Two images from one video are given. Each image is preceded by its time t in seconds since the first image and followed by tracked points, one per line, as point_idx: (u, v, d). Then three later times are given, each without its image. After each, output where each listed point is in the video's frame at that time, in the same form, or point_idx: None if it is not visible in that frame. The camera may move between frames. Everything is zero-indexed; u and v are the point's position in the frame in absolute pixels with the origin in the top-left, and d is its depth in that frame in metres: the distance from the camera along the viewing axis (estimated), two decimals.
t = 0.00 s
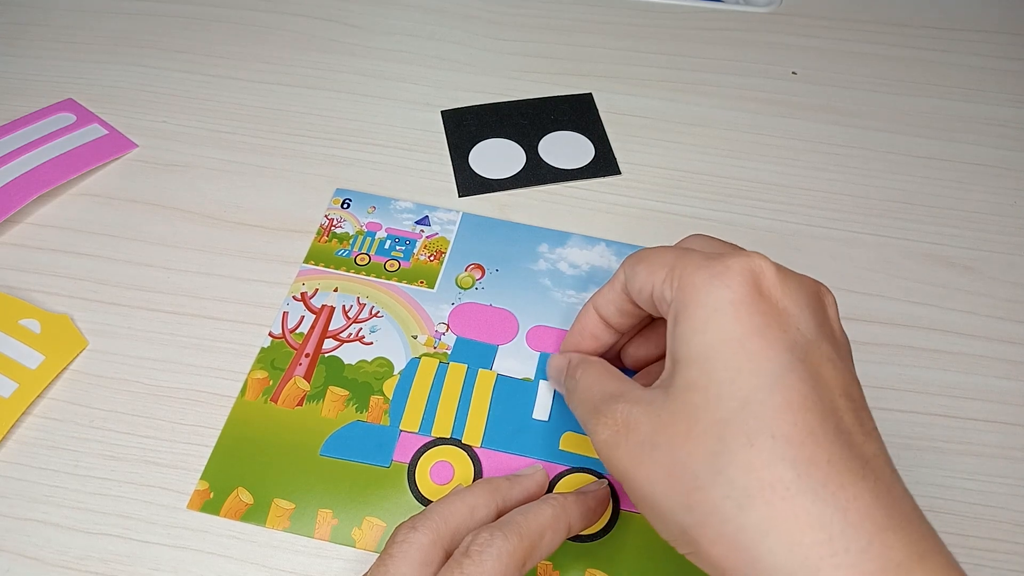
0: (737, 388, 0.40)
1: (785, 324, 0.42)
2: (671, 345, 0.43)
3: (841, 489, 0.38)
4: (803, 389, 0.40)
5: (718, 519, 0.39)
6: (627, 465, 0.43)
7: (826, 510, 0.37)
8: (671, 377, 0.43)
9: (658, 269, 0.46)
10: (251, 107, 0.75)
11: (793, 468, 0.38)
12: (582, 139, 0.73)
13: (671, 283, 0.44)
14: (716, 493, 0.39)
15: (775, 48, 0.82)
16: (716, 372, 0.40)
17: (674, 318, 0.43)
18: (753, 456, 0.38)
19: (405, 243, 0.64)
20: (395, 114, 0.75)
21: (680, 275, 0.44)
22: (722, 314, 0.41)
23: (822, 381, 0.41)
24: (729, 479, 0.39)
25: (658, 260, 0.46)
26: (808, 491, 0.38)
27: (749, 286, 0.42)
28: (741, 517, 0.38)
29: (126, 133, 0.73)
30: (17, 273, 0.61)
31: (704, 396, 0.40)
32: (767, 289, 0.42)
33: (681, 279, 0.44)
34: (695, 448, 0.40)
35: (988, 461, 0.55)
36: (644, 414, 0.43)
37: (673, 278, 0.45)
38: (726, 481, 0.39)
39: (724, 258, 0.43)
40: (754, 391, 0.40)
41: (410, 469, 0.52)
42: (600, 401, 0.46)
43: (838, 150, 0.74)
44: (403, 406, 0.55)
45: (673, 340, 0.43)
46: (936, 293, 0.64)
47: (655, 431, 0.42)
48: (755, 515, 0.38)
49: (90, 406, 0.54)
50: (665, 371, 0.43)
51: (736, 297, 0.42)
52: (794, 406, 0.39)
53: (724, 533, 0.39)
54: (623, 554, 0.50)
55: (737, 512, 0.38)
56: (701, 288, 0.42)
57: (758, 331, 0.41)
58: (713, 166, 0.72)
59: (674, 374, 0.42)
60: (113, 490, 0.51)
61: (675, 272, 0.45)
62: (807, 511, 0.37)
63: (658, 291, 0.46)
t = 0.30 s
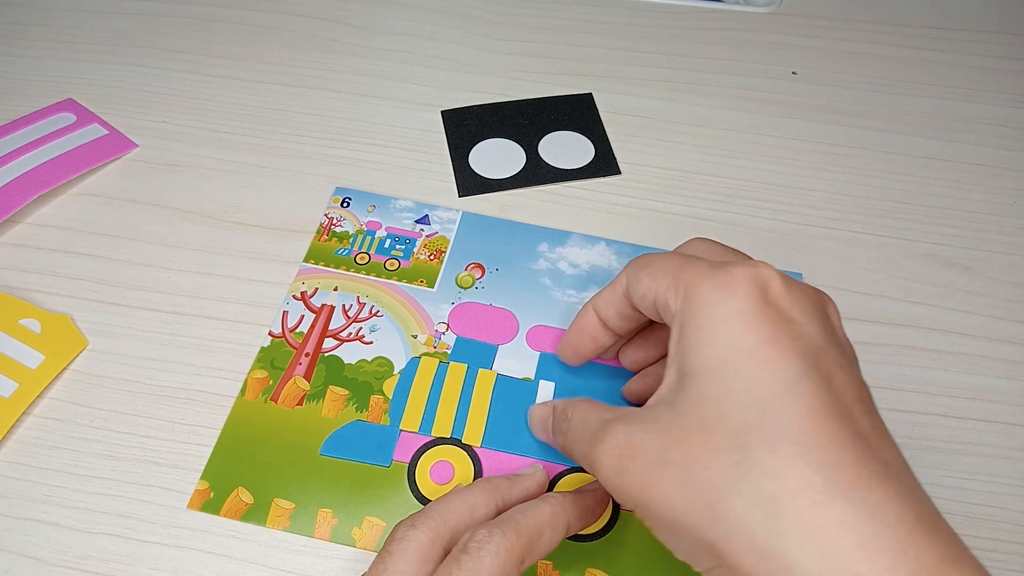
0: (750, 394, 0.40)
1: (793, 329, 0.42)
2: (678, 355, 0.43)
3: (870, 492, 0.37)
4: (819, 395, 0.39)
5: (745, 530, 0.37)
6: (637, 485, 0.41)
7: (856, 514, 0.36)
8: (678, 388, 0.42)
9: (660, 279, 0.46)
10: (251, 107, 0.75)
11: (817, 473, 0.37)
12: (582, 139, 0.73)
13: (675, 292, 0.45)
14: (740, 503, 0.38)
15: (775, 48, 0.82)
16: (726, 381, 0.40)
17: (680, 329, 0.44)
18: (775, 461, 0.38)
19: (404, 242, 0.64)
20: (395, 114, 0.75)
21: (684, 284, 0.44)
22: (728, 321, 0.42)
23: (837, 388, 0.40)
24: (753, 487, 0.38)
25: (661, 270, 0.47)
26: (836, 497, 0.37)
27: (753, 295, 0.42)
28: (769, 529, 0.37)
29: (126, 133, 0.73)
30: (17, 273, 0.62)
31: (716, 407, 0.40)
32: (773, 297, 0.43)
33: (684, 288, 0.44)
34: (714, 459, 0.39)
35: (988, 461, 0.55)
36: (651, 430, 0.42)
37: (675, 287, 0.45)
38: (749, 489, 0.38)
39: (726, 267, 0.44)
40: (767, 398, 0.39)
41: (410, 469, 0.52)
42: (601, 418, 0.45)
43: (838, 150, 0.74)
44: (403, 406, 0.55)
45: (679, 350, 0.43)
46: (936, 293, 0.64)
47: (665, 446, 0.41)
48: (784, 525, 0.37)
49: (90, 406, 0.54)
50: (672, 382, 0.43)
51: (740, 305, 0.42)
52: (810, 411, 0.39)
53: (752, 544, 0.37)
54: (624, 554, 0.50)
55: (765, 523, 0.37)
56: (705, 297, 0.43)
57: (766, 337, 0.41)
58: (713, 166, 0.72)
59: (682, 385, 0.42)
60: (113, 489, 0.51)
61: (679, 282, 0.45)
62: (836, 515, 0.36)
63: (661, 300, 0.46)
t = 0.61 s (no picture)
0: (877, 389, 0.35)
1: (923, 330, 0.38)
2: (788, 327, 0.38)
3: (998, 541, 0.32)
4: (948, 419, 0.35)
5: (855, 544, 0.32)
6: (727, 459, 0.35)
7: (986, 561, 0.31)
8: (788, 363, 0.37)
9: (771, 238, 0.41)
10: (251, 107, 0.75)
11: (948, 505, 0.33)
12: (582, 139, 0.73)
13: (793, 261, 0.40)
14: (858, 513, 0.33)
15: (774, 48, 0.83)
16: (853, 367, 0.36)
17: (800, 300, 0.38)
18: (903, 482, 0.33)
19: (405, 241, 0.64)
20: (395, 114, 0.75)
21: (807, 255, 0.39)
22: (860, 302, 0.37)
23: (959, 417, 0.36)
24: (877, 500, 0.33)
25: (774, 227, 0.41)
26: (962, 523, 0.32)
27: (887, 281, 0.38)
28: (888, 546, 0.32)
29: (126, 133, 0.73)
30: (16, 273, 0.61)
31: (840, 398, 0.35)
32: (908, 301, 0.39)
33: (804, 257, 0.39)
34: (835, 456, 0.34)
35: (988, 461, 0.55)
36: (755, 400, 0.36)
37: (793, 254, 0.40)
38: (872, 501, 0.33)
39: (859, 246, 0.40)
40: (897, 403, 0.35)
41: (412, 466, 0.52)
42: (685, 369, 0.38)
43: (838, 150, 0.74)
44: (404, 403, 0.55)
45: (795, 322, 0.38)
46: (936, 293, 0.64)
47: (771, 423, 0.35)
48: (908, 552, 0.32)
49: (90, 405, 0.54)
50: (776, 356, 0.38)
51: (874, 289, 0.38)
52: (937, 424, 0.35)
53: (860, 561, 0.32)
54: (626, 550, 0.49)
55: (885, 544, 0.32)
56: (834, 273, 0.38)
57: (899, 332, 0.37)
58: (713, 166, 0.72)
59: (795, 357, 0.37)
60: (113, 490, 0.50)
61: (799, 248, 0.40)
62: (963, 556, 0.31)
63: (764, 261, 0.41)
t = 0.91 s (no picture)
0: (970, 498, 0.31)
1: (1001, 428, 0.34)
2: (861, 414, 0.34)
3: None
4: None
5: None
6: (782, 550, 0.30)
7: None
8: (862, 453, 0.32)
9: (839, 302, 0.37)
10: (251, 108, 0.75)
11: None
12: (582, 139, 0.73)
13: (865, 336, 0.36)
14: None
15: (774, 48, 0.83)
16: (943, 470, 0.31)
17: (877, 385, 0.34)
18: None
19: (407, 240, 0.65)
20: (395, 114, 0.75)
21: (881, 335, 0.35)
22: (948, 395, 0.33)
23: None
24: None
25: (845, 293, 0.37)
26: None
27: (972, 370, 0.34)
28: None
29: (126, 133, 0.73)
30: (16, 273, 0.61)
31: (916, 499, 0.30)
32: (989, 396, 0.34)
33: (879, 335, 0.35)
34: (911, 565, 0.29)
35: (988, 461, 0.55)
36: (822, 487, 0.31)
37: (866, 329, 0.36)
38: None
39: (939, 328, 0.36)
40: (976, 511, 0.31)
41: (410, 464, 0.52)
42: (766, 436, 0.32)
43: (838, 150, 0.74)
44: (404, 401, 0.55)
45: (872, 410, 0.33)
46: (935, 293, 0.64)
47: (848, 518, 0.30)
48: None
49: (90, 405, 0.54)
50: (844, 443, 0.33)
51: (961, 378, 0.34)
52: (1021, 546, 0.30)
53: None
54: (624, 551, 0.49)
55: None
56: (914, 359, 0.34)
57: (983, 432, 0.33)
58: (713, 166, 0.72)
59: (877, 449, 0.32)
60: (113, 490, 0.50)
61: (872, 324, 0.36)
62: None
63: (828, 331, 0.37)
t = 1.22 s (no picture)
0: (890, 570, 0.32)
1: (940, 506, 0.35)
2: (794, 493, 0.36)
3: None
4: None
5: None
6: None
7: None
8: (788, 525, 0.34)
9: (782, 360, 0.39)
10: (251, 107, 0.75)
11: None
12: (583, 139, 0.73)
13: (803, 394, 0.38)
14: None
15: (774, 48, 0.83)
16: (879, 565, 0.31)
17: (808, 460, 0.36)
18: None
19: (407, 240, 0.65)
20: (395, 114, 0.75)
21: (818, 397, 0.37)
22: (885, 470, 0.34)
23: None
24: None
25: (787, 346, 0.39)
26: None
27: (911, 447, 0.35)
28: None
29: (126, 133, 0.73)
30: (16, 273, 0.61)
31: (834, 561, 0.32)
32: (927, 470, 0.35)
33: (818, 404, 0.37)
34: None
35: (989, 461, 0.55)
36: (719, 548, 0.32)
37: (804, 385, 0.38)
38: None
39: (878, 395, 0.37)
40: None
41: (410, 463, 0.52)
42: (687, 531, 0.32)
43: (838, 150, 0.74)
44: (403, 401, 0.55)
45: (804, 488, 0.35)
46: (935, 293, 0.64)
47: None
48: None
49: (89, 405, 0.54)
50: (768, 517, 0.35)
51: (905, 460, 0.34)
52: None
53: None
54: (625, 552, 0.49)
55: None
56: (848, 431, 0.36)
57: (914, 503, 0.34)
58: (713, 166, 0.72)
59: (810, 536, 0.33)
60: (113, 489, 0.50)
61: (809, 381, 0.38)
62: None
63: (768, 380, 0.40)
